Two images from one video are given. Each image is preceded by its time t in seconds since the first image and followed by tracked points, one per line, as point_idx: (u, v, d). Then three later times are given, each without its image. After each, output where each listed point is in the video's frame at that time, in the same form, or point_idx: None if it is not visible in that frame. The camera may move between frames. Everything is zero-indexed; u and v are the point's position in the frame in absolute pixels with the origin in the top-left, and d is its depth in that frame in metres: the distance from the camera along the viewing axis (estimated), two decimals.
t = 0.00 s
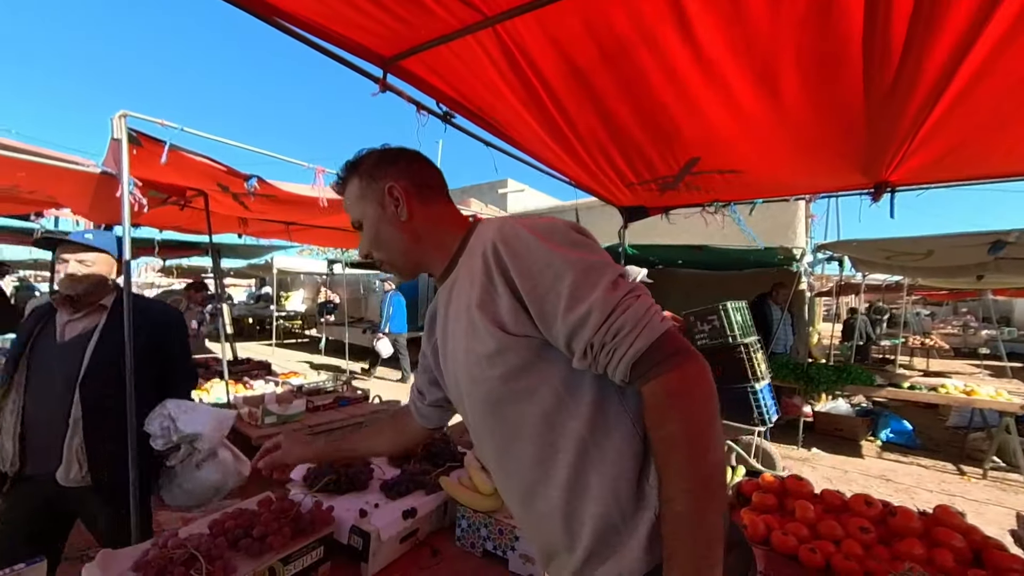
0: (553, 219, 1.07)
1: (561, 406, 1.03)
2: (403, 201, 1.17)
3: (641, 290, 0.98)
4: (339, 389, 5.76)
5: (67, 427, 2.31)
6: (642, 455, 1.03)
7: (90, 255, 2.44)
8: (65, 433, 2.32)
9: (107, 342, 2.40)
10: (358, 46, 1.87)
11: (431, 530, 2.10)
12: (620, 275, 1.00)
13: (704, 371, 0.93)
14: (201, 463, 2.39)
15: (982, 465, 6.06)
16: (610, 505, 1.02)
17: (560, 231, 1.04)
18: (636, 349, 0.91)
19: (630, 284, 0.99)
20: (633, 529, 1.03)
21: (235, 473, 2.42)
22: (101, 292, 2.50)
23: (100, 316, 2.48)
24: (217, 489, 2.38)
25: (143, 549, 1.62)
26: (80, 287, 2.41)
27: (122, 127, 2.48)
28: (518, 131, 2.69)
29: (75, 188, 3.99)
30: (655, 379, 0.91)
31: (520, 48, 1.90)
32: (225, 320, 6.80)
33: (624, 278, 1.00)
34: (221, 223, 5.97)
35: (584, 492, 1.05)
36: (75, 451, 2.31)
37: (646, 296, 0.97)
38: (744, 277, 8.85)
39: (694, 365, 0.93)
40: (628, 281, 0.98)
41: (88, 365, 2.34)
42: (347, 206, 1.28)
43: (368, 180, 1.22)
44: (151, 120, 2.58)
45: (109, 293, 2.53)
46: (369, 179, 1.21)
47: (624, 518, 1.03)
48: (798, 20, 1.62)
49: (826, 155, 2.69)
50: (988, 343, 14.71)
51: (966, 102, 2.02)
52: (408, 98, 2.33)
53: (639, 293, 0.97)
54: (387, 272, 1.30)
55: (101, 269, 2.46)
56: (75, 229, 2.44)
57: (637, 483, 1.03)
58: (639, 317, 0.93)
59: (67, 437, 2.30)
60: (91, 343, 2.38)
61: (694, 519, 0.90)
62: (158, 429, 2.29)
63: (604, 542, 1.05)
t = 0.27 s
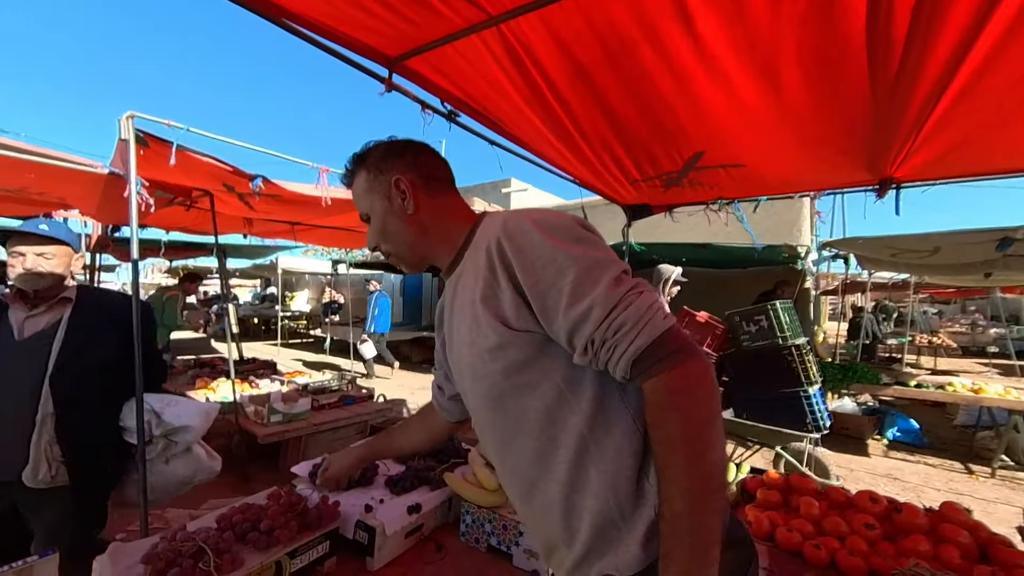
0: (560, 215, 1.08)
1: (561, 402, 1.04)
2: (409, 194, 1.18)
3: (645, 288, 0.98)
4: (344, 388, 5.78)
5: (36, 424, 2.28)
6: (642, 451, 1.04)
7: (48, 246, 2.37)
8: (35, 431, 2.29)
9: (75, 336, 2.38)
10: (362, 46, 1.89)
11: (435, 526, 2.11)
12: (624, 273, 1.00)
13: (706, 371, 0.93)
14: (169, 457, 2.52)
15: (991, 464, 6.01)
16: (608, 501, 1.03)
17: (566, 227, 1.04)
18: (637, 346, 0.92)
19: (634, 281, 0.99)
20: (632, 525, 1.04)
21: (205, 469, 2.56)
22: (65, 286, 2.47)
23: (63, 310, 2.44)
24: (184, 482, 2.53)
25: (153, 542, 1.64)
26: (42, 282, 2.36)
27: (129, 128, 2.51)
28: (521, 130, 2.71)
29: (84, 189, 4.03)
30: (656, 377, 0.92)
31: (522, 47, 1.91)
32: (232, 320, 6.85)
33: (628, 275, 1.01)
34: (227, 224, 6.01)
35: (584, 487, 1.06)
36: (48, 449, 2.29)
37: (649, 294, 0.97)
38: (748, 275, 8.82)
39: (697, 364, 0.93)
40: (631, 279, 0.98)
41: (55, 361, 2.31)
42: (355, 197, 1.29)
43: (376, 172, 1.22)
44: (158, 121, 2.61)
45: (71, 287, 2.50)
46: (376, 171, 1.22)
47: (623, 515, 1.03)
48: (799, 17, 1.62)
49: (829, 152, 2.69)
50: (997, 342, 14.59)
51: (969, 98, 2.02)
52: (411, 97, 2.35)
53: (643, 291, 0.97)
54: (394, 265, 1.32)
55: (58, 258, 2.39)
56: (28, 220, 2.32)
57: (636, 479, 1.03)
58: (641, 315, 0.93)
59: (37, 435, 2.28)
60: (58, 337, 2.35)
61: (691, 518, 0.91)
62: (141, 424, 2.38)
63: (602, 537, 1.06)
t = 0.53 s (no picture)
0: (568, 213, 1.09)
1: (562, 399, 1.05)
2: (424, 186, 1.19)
3: (650, 287, 0.99)
4: (348, 388, 5.80)
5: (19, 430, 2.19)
6: (641, 450, 1.04)
7: (29, 248, 2.29)
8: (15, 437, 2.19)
9: (60, 337, 2.29)
10: (363, 49, 1.90)
11: (439, 526, 2.12)
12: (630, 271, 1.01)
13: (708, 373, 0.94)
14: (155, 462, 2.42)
15: (1000, 465, 5.96)
16: (605, 499, 1.04)
17: (573, 225, 1.05)
18: (641, 343, 0.92)
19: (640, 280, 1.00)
20: (628, 524, 1.04)
21: (192, 474, 2.47)
22: (48, 286, 2.37)
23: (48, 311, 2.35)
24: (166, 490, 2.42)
25: (159, 541, 1.66)
26: (24, 284, 2.27)
27: (135, 132, 2.53)
28: (524, 131, 2.72)
29: (90, 192, 4.07)
30: (658, 374, 0.92)
31: (522, 48, 1.92)
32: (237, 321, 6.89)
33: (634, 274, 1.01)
34: (232, 225, 6.04)
35: (581, 484, 1.07)
36: (32, 455, 2.20)
37: (654, 293, 0.98)
38: (752, 275, 8.79)
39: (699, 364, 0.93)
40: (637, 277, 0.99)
41: (39, 365, 2.23)
42: (371, 186, 1.30)
43: (393, 163, 1.24)
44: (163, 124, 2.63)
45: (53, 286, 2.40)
46: (394, 162, 1.24)
47: (619, 513, 1.04)
48: (799, 16, 1.62)
49: (832, 151, 2.68)
50: (1006, 341, 14.44)
51: (972, 96, 2.01)
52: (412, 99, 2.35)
53: (648, 290, 0.98)
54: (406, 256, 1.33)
55: (41, 261, 2.32)
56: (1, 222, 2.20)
57: (634, 479, 1.03)
58: (645, 313, 0.94)
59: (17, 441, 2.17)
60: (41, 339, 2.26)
61: (689, 517, 0.92)
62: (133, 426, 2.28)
63: (597, 535, 1.06)
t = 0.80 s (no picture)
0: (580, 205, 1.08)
1: (559, 394, 1.04)
2: (438, 168, 1.19)
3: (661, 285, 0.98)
4: (348, 389, 5.80)
5: None
6: (637, 451, 1.03)
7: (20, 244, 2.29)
8: None
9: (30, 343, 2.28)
10: (358, 47, 1.89)
11: (435, 526, 2.12)
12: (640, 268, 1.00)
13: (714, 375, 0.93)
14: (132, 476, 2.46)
15: (1003, 465, 5.91)
16: (595, 500, 1.03)
17: (586, 218, 1.04)
18: (650, 339, 0.91)
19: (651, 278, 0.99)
20: (616, 526, 1.04)
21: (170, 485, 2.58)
22: (32, 289, 2.37)
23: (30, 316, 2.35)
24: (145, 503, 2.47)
25: (153, 540, 1.66)
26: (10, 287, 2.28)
27: (133, 132, 2.54)
28: (524, 132, 2.73)
29: (89, 193, 4.08)
30: (664, 372, 0.91)
31: (518, 46, 1.91)
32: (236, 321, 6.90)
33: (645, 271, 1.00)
34: (232, 226, 6.05)
35: (571, 482, 1.06)
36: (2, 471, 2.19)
37: (665, 292, 0.97)
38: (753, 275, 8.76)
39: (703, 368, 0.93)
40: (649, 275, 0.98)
41: (17, 373, 2.23)
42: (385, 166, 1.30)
43: (408, 144, 1.23)
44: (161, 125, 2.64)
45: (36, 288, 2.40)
46: (409, 143, 1.23)
47: (608, 515, 1.03)
48: (796, 13, 1.61)
49: (832, 149, 2.68)
50: (1010, 341, 14.34)
51: (971, 94, 2.00)
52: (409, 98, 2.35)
53: (659, 287, 0.97)
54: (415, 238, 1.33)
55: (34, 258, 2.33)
56: None
57: (626, 481, 1.03)
58: (655, 310, 0.93)
59: None
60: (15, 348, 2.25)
61: (682, 519, 0.91)
62: (116, 441, 2.31)
63: (585, 534, 1.06)
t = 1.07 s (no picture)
0: (613, 200, 1.02)
1: (568, 403, 1.03)
2: (458, 143, 1.18)
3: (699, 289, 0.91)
4: (348, 389, 5.80)
5: None
6: (647, 468, 1.01)
7: (26, 235, 2.27)
8: None
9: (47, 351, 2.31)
10: (358, 48, 1.90)
11: (434, 526, 2.12)
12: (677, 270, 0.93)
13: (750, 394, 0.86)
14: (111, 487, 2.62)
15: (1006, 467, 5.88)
16: (596, 519, 1.02)
17: (618, 214, 0.98)
18: (679, 348, 0.85)
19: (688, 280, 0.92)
20: (616, 546, 1.02)
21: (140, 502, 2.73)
22: (36, 292, 2.39)
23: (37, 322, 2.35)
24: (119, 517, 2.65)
25: (152, 539, 1.66)
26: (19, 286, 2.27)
27: (134, 132, 2.55)
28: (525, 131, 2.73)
29: (89, 193, 4.10)
30: (698, 385, 0.85)
31: (517, 46, 1.91)
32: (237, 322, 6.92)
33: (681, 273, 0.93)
34: (233, 226, 6.06)
35: (573, 496, 1.06)
36: (10, 479, 2.18)
37: (702, 297, 0.90)
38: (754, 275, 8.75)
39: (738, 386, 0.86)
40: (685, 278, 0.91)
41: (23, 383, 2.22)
42: (404, 140, 1.30)
43: (428, 116, 1.22)
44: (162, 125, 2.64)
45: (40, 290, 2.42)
46: (429, 115, 1.21)
47: (609, 534, 1.02)
48: (794, 12, 1.61)
49: (833, 149, 2.67)
50: (1013, 342, 14.26)
51: (971, 93, 2.00)
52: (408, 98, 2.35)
53: (696, 291, 0.90)
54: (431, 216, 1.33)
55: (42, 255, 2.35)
56: (16, 212, 2.22)
57: (632, 501, 1.01)
58: (689, 318, 0.86)
59: None
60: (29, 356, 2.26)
61: (694, 541, 0.83)
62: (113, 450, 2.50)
63: (584, 551, 1.05)
